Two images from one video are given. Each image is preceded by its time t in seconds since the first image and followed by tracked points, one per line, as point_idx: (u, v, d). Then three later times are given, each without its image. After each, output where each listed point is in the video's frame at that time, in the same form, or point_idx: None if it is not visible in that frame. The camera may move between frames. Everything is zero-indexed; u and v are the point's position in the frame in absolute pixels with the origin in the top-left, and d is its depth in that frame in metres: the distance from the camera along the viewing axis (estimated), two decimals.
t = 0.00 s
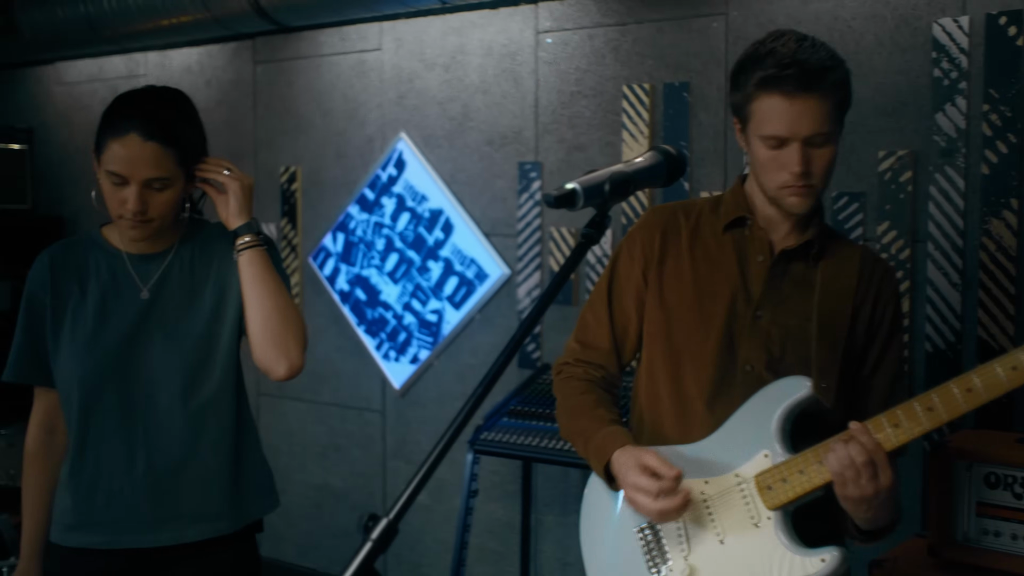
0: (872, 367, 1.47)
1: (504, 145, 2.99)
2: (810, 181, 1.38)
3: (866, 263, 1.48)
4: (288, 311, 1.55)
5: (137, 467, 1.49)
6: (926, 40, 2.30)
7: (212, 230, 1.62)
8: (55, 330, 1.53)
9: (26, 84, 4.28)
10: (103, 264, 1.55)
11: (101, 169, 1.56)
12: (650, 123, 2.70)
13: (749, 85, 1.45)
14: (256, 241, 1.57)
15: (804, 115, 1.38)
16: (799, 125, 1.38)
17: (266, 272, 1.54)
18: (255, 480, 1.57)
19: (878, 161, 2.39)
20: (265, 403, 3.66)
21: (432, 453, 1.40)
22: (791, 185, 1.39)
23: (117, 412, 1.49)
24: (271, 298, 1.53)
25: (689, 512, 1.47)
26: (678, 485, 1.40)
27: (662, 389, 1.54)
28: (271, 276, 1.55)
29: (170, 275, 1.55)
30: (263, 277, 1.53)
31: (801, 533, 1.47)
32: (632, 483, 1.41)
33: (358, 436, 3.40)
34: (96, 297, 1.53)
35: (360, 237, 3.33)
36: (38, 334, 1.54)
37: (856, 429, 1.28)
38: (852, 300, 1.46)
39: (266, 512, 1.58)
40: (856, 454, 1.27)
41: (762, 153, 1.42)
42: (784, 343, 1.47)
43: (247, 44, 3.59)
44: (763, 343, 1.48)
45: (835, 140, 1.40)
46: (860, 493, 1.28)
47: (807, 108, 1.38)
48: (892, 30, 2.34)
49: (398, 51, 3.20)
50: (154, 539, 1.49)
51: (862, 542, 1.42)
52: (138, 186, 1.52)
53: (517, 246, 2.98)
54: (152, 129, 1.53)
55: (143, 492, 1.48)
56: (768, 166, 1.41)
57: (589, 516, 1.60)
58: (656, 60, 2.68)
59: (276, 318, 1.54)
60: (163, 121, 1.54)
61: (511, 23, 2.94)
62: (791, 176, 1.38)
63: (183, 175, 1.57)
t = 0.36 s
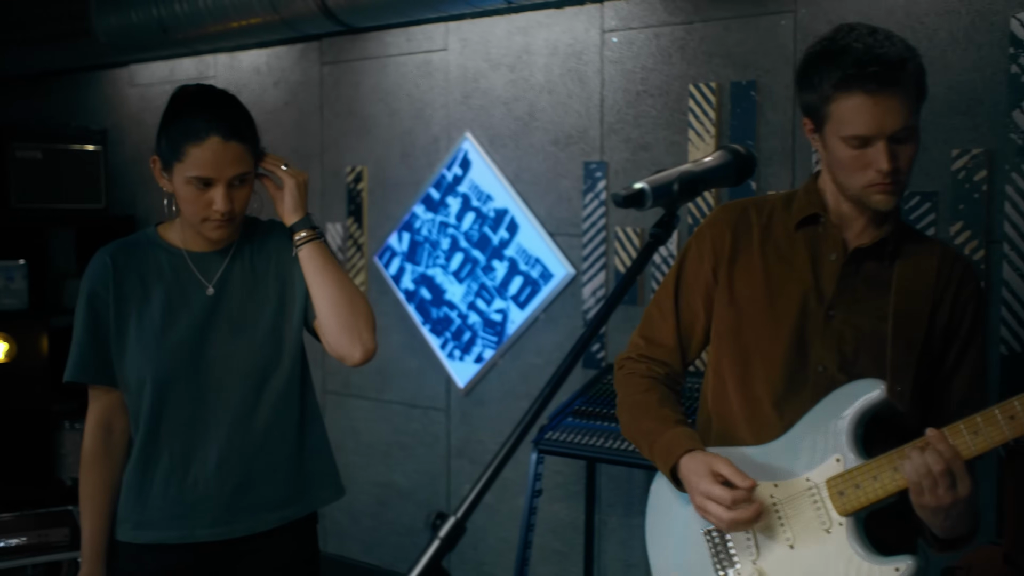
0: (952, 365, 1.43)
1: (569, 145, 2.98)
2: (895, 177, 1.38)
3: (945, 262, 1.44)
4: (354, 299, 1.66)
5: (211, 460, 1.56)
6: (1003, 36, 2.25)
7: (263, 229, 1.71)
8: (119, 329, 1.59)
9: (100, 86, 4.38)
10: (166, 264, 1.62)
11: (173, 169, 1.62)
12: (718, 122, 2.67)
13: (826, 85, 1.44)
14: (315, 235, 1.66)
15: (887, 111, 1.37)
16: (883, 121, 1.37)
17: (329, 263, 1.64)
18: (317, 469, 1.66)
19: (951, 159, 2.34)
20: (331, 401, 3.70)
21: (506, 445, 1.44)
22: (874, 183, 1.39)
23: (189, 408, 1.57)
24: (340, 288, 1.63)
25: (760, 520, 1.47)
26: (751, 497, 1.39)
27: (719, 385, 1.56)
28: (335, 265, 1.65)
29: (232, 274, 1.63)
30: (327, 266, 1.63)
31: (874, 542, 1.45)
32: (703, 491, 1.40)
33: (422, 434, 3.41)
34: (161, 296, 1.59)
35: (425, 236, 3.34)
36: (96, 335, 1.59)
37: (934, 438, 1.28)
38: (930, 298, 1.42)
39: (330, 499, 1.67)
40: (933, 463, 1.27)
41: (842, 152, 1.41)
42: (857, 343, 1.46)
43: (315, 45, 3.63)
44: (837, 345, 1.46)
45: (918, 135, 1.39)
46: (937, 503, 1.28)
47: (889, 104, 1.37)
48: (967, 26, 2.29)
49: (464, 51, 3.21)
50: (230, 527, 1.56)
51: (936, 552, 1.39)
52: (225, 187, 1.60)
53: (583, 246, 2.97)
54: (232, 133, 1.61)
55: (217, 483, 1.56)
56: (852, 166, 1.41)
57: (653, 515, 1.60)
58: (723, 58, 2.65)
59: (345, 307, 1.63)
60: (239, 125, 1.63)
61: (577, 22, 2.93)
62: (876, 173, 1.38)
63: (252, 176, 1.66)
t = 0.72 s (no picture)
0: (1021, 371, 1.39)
1: (628, 142, 2.97)
2: (941, 165, 1.35)
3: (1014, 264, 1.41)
4: (388, 291, 1.54)
5: (257, 457, 1.54)
6: None
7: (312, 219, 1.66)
8: (175, 324, 1.60)
9: (165, 87, 4.48)
10: (221, 258, 1.61)
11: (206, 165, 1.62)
12: (779, 119, 2.64)
13: (873, 69, 1.42)
14: (341, 227, 1.56)
15: (930, 96, 1.35)
16: (926, 107, 1.35)
17: (357, 256, 1.54)
18: (370, 467, 1.60)
19: (1021, 156, 2.30)
20: (390, 397, 3.72)
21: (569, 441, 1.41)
22: (920, 171, 1.35)
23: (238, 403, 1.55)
24: (369, 281, 1.52)
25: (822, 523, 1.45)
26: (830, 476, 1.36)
27: (796, 386, 1.51)
28: (363, 257, 1.54)
29: (285, 268, 1.61)
30: (355, 259, 1.53)
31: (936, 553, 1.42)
32: (781, 474, 1.37)
33: (480, 432, 3.42)
34: (214, 290, 1.59)
35: (484, 234, 3.35)
36: (152, 332, 1.61)
37: (1005, 454, 1.22)
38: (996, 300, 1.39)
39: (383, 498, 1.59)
40: (1000, 481, 1.22)
41: (887, 140, 1.39)
42: (919, 345, 1.44)
43: (374, 44, 3.66)
44: (898, 346, 1.44)
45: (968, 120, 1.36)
46: (1004, 520, 1.23)
47: (934, 89, 1.35)
48: None
49: (524, 49, 3.22)
50: (275, 524, 1.54)
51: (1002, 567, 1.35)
52: (248, 172, 1.57)
53: (642, 244, 2.95)
54: (246, 116, 1.58)
55: (262, 480, 1.54)
56: (897, 152, 1.38)
57: (711, 516, 1.58)
58: (785, 54, 2.62)
59: (376, 300, 1.52)
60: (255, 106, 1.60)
61: (636, 20, 2.92)
62: (921, 161, 1.35)
63: (286, 159, 1.62)
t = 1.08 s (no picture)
0: None
1: (680, 137, 2.95)
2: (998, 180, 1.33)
3: None
4: (406, 288, 1.49)
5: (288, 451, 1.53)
6: None
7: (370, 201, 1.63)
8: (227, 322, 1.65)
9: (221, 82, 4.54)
10: (263, 254, 1.62)
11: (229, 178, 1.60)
12: (834, 113, 2.61)
13: (929, 83, 1.39)
14: (359, 226, 1.52)
15: (991, 111, 1.33)
16: (987, 122, 1.33)
17: (376, 252, 1.50)
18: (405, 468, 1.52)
19: None
20: (441, 391, 3.74)
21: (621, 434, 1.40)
22: (977, 186, 1.35)
23: (272, 397, 1.56)
24: (385, 278, 1.48)
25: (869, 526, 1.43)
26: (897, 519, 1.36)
27: (842, 388, 1.50)
28: (382, 254, 1.51)
29: (321, 261, 1.59)
30: (373, 255, 1.49)
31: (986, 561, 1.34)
32: (849, 516, 1.36)
33: (530, 427, 3.43)
34: (256, 287, 1.61)
35: (535, 229, 3.35)
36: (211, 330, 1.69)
37: None
38: None
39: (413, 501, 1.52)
40: None
41: (944, 153, 1.37)
42: (971, 350, 1.40)
43: (426, 39, 3.67)
44: (948, 350, 1.41)
45: None
46: None
47: (995, 103, 1.33)
48: None
49: (575, 43, 3.20)
50: (300, 521, 1.50)
51: None
52: (261, 194, 1.53)
53: (694, 239, 2.93)
54: (251, 134, 1.52)
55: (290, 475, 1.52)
56: (954, 166, 1.37)
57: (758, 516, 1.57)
58: (841, 47, 2.59)
59: (392, 297, 1.48)
60: (258, 121, 1.53)
61: (689, 13, 2.90)
62: (977, 176, 1.34)
63: (302, 166, 1.57)
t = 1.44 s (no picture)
0: None
1: (731, 130, 2.93)
2: None
3: None
4: (422, 273, 1.47)
5: (316, 444, 1.53)
6: None
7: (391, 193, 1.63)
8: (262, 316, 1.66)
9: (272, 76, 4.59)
10: (293, 249, 1.63)
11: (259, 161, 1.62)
12: (888, 105, 2.57)
13: (970, 70, 1.37)
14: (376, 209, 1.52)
15: None
16: None
17: (393, 237, 1.49)
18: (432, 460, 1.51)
19: None
20: (489, 384, 3.74)
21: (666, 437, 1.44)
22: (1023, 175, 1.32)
23: (302, 391, 1.56)
24: (402, 261, 1.47)
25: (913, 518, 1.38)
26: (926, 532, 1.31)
27: (891, 382, 1.47)
28: (399, 239, 1.49)
29: (347, 254, 1.58)
30: (389, 240, 1.48)
31: None
32: (895, 521, 1.31)
33: (579, 421, 3.42)
34: (286, 282, 1.61)
35: (584, 222, 3.33)
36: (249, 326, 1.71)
37: None
38: None
39: (443, 491, 1.50)
40: None
41: (987, 141, 1.34)
42: None
43: (476, 33, 3.68)
44: (1003, 340, 1.40)
45: None
46: None
47: None
48: None
49: (625, 36, 3.19)
50: (328, 509, 1.49)
51: None
52: (280, 176, 1.54)
53: (744, 234, 2.91)
54: (276, 119, 1.54)
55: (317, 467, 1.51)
56: (999, 154, 1.34)
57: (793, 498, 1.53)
58: (895, 39, 2.56)
59: (408, 281, 1.46)
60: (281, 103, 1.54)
61: (741, 5, 2.87)
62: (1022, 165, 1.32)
63: (326, 153, 1.57)
